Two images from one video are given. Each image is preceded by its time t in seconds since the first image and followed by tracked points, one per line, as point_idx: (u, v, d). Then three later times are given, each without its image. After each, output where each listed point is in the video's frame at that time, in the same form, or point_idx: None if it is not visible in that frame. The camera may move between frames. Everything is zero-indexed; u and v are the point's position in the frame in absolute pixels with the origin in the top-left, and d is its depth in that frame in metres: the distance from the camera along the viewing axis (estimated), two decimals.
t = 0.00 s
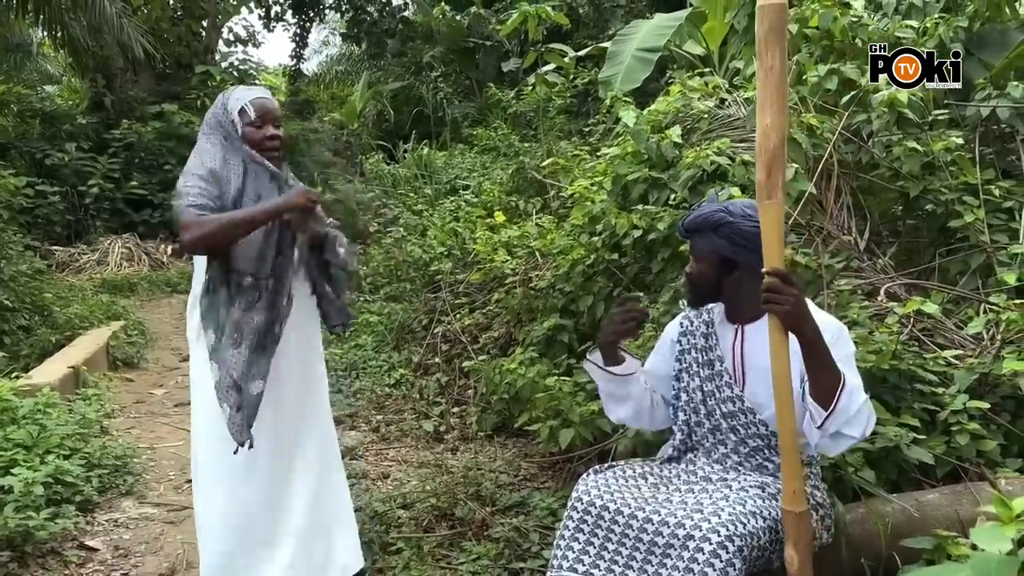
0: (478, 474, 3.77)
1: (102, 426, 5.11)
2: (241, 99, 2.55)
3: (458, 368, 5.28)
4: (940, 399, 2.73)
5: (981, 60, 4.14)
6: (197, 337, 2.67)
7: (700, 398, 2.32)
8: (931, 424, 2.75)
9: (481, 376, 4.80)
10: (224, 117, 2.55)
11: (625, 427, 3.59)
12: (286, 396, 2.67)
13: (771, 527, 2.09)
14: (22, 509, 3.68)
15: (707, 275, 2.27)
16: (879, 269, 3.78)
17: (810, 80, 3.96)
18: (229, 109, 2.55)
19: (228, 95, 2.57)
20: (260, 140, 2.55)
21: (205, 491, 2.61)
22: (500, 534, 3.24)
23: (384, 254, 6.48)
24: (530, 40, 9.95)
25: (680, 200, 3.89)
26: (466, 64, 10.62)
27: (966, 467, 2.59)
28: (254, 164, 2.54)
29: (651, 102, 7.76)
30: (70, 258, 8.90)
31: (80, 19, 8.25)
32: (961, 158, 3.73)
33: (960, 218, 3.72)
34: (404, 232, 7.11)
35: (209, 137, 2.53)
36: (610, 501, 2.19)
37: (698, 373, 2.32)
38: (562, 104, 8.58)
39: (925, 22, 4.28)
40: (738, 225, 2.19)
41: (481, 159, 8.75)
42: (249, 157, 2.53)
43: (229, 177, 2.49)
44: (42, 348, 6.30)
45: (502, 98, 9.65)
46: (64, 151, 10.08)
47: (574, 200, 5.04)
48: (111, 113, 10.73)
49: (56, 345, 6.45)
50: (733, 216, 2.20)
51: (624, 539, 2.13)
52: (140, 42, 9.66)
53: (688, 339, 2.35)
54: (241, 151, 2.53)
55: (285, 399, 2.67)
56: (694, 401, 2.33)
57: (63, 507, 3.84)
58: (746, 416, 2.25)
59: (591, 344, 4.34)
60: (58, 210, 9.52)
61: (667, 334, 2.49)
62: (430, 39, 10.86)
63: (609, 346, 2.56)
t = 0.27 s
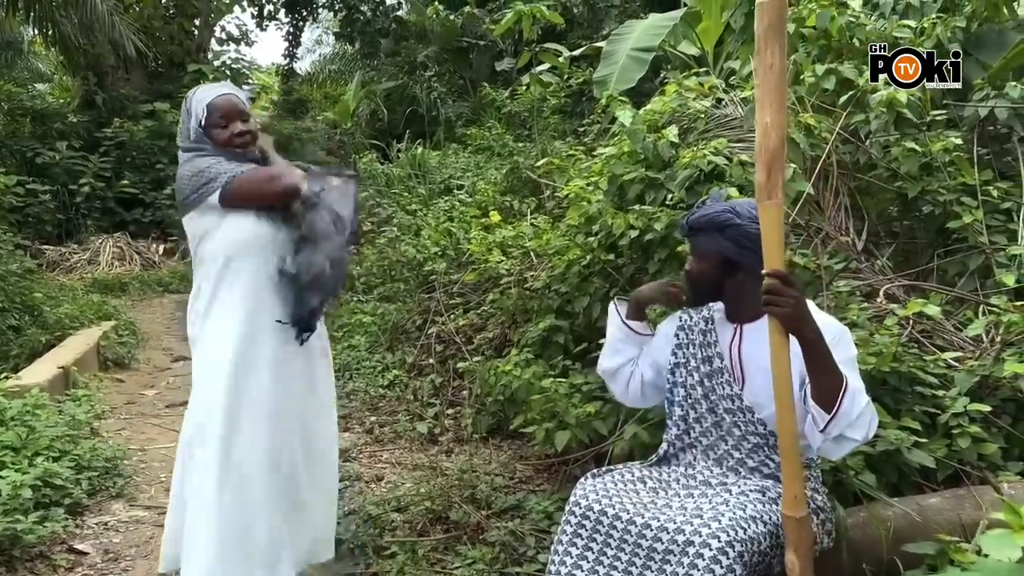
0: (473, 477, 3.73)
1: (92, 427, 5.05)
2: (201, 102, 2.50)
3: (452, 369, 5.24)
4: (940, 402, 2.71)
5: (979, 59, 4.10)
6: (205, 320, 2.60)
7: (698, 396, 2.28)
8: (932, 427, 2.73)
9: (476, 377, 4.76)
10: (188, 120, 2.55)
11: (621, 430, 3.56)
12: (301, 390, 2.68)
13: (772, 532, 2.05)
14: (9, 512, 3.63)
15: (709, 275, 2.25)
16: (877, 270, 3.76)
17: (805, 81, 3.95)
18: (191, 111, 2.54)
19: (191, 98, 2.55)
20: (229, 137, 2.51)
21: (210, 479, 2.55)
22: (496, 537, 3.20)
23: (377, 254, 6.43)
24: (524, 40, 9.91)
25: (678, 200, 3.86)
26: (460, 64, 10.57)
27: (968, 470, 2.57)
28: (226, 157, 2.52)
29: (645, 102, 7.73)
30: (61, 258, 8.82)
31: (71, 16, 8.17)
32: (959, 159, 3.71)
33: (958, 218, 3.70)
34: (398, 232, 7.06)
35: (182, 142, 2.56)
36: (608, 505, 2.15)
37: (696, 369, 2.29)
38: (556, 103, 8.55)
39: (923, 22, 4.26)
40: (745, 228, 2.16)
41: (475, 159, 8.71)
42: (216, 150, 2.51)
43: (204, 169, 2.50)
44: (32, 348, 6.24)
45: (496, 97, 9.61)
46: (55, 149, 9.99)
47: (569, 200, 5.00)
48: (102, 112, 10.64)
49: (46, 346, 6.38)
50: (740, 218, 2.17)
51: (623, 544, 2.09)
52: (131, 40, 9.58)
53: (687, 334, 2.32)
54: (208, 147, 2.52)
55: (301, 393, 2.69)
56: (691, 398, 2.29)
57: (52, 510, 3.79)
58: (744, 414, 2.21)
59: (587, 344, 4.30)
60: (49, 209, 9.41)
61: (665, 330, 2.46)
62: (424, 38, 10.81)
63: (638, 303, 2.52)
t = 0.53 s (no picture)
0: (468, 479, 3.68)
1: (81, 428, 4.98)
2: (211, 94, 2.46)
3: (447, 369, 5.19)
4: (944, 404, 2.67)
5: (978, 59, 4.05)
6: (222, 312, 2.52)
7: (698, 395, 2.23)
8: (935, 430, 2.69)
9: (471, 378, 4.71)
10: (191, 114, 2.46)
11: (618, 432, 3.52)
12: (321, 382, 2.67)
13: (776, 538, 2.01)
14: None
15: (714, 270, 2.21)
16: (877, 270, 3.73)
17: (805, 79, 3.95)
18: (197, 105, 2.47)
19: (198, 90, 2.49)
20: (241, 132, 2.48)
21: (244, 471, 2.50)
22: (493, 541, 3.16)
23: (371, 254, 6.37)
24: (518, 39, 9.87)
25: (676, 200, 3.82)
26: (454, 62, 10.51)
27: (972, 473, 2.53)
28: (238, 162, 2.48)
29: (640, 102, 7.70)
30: (50, 256, 8.74)
31: (61, 12, 8.08)
32: (960, 158, 3.68)
33: (959, 218, 3.67)
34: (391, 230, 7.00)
35: (182, 139, 2.47)
36: (610, 511, 2.10)
37: (698, 369, 2.23)
38: (550, 102, 8.51)
39: (922, 20, 4.22)
40: (758, 228, 2.12)
41: (469, 158, 8.66)
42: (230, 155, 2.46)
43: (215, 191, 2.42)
44: (21, 348, 6.16)
45: (490, 96, 9.56)
46: (45, 147, 9.90)
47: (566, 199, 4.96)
48: (93, 109, 10.54)
49: (35, 345, 6.30)
50: (755, 217, 2.13)
51: (626, 550, 2.05)
52: (122, 37, 9.50)
53: (689, 332, 2.27)
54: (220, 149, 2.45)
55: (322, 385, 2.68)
56: (692, 398, 2.23)
57: (40, 513, 3.73)
58: (746, 415, 2.16)
59: (584, 345, 4.26)
60: (39, 207, 9.32)
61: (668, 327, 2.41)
62: (417, 36, 10.74)
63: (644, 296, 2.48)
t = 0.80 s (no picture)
0: (463, 483, 3.63)
1: (69, 430, 4.91)
2: (220, 90, 2.47)
3: (440, 370, 5.14)
4: (947, 407, 2.63)
5: (977, 58, 3.99)
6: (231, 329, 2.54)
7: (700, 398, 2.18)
8: (938, 434, 2.65)
9: (465, 379, 4.66)
10: (196, 105, 2.48)
11: (615, 435, 3.47)
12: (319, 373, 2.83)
13: (782, 546, 1.98)
14: None
15: (720, 270, 2.16)
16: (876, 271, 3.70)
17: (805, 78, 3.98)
18: (205, 98, 2.48)
19: (204, 83, 2.48)
20: (245, 132, 2.51)
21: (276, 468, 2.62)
22: (488, 546, 3.10)
23: (363, 253, 6.31)
24: (511, 37, 9.81)
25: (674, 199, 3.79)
26: (446, 61, 10.44)
27: (977, 478, 2.50)
28: (228, 162, 2.52)
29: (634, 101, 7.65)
30: (39, 255, 8.64)
31: (50, 8, 7.98)
32: (960, 158, 3.64)
33: (959, 219, 3.63)
34: (384, 230, 6.93)
35: (179, 127, 2.49)
36: (613, 518, 2.06)
37: (701, 373, 2.19)
38: (544, 101, 8.45)
39: (921, 19, 4.19)
40: (767, 229, 2.08)
41: (461, 157, 8.60)
42: (223, 156, 2.50)
43: (197, 189, 2.50)
44: (8, 348, 6.08)
45: (482, 94, 9.50)
46: (33, 145, 9.79)
47: (561, 199, 4.90)
48: (82, 107, 10.42)
49: (23, 346, 6.22)
50: (764, 219, 2.09)
51: (628, 558, 2.01)
52: (111, 33, 9.39)
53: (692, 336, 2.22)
54: (214, 147, 2.49)
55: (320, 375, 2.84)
56: (695, 403, 2.19)
57: (27, 518, 3.66)
58: (750, 421, 2.12)
59: (580, 346, 4.21)
60: (27, 205, 9.22)
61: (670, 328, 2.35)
62: (409, 35, 10.66)
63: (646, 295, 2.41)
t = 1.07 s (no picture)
0: (458, 486, 3.58)
1: (57, 432, 4.84)
2: (220, 83, 2.44)
3: (434, 371, 5.09)
4: (951, 410, 2.60)
5: (977, 57, 4.00)
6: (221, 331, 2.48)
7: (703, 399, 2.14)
8: (942, 437, 2.62)
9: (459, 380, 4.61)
10: (194, 98, 2.44)
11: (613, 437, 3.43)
12: (315, 371, 2.76)
13: (788, 554, 1.94)
14: None
15: (724, 271, 2.11)
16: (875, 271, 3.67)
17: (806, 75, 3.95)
18: (204, 90, 2.44)
19: (202, 79, 2.45)
20: (243, 126, 2.47)
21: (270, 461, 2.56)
22: (485, 551, 3.05)
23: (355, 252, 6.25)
24: (503, 35, 9.75)
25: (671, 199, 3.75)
26: (437, 59, 10.37)
27: (980, 481, 2.47)
28: (224, 156, 2.46)
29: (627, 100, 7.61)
30: (26, 254, 8.54)
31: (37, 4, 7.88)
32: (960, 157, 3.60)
33: (958, 219, 3.60)
34: (376, 229, 6.86)
35: (175, 119, 2.44)
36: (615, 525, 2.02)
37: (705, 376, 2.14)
38: (536, 99, 8.39)
39: (919, 17, 4.16)
40: (774, 231, 2.03)
41: (454, 155, 8.54)
42: (220, 149, 2.45)
43: (191, 183, 2.42)
44: None
45: (474, 93, 9.44)
46: (20, 142, 9.67)
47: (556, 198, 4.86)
48: (70, 104, 10.29)
49: (9, 345, 6.13)
50: (772, 219, 2.03)
51: (632, 566, 1.97)
52: (100, 30, 9.29)
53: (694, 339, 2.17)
54: (211, 140, 2.44)
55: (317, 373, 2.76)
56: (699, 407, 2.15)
57: (13, 522, 3.59)
58: (755, 426, 2.08)
59: (575, 347, 4.17)
60: (14, 203, 9.11)
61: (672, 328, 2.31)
62: (400, 32, 10.59)
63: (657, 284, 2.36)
